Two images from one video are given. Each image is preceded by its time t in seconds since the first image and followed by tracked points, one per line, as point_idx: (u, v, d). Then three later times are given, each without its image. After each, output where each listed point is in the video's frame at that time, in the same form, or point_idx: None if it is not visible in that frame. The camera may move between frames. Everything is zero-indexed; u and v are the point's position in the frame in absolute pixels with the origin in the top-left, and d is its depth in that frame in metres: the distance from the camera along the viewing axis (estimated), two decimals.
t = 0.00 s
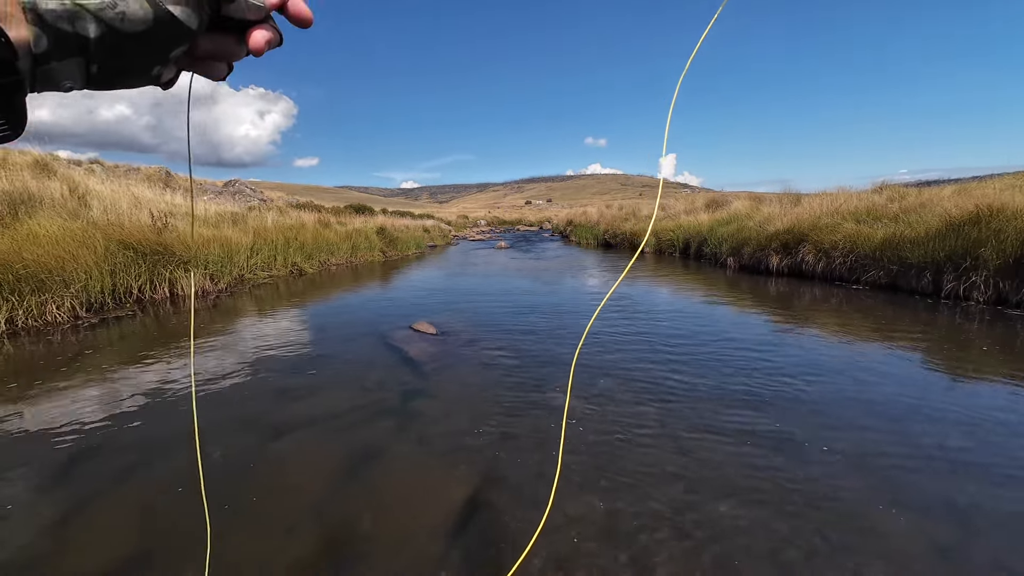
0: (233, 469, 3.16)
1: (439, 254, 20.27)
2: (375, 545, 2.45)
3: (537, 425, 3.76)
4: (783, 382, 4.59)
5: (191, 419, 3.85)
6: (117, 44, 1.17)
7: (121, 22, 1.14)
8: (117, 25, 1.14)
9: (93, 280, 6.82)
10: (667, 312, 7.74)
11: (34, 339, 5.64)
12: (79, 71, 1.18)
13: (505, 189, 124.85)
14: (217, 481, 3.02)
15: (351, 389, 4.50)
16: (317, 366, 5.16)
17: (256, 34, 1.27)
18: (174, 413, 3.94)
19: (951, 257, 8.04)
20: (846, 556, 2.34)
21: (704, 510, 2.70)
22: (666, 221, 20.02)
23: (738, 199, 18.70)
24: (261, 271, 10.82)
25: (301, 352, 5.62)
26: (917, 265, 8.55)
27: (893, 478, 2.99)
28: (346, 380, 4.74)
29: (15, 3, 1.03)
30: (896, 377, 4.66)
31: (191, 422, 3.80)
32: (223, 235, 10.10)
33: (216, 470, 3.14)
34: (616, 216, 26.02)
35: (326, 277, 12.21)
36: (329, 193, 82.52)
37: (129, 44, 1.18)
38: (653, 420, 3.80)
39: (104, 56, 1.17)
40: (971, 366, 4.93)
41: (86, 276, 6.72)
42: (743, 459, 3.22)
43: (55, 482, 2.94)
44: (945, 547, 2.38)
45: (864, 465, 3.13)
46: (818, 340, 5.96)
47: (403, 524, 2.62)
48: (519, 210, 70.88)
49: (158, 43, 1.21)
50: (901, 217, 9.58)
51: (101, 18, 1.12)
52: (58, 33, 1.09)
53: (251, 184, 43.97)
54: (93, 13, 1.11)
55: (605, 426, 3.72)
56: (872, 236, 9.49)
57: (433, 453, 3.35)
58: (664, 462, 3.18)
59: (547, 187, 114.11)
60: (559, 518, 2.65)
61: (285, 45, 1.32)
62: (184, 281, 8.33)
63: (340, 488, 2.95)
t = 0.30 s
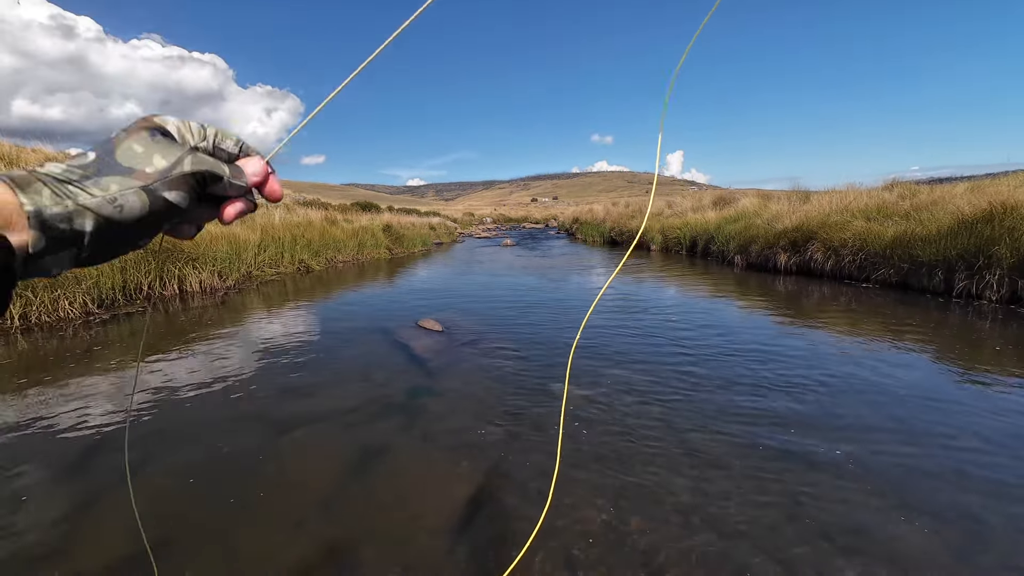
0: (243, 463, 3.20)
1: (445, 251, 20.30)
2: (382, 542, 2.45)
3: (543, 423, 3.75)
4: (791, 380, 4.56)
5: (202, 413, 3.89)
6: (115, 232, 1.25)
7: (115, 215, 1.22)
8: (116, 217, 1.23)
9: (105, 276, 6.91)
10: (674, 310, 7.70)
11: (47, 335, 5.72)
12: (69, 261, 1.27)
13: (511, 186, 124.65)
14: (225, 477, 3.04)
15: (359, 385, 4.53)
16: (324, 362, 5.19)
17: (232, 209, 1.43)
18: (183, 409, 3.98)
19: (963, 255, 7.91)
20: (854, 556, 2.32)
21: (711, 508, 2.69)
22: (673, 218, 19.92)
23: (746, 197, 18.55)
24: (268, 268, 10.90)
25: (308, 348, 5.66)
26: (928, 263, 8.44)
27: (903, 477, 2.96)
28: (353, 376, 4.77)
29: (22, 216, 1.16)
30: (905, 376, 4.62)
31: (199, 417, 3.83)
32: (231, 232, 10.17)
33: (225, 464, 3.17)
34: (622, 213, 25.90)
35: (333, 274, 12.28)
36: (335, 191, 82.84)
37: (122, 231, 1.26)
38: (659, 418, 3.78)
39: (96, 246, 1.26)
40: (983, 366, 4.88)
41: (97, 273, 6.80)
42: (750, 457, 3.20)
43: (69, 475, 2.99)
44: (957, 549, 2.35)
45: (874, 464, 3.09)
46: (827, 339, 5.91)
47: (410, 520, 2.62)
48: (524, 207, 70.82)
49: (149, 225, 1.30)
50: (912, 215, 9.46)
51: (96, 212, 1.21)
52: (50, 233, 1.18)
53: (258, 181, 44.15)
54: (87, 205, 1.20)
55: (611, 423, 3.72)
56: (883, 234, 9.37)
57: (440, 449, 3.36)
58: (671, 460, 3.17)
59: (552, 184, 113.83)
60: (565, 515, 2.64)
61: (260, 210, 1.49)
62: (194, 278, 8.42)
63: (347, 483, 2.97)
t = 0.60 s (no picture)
0: (244, 462, 3.20)
1: (446, 250, 20.31)
2: (384, 542, 2.45)
3: (544, 422, 3.75)
4: (793, 379, 4.54)
5: (203, 412, 3.90)
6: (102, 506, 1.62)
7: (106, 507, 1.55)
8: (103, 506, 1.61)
9: (107, 275, 6.92)
10: (675, 309, 7.67)
11: (49, 333, 5.73)
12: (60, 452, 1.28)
13: (513, 185, 124.56)
14: (227, 476, 3.04)
15: (359, 384, 4.52)
16: (325, 361, 5.18)
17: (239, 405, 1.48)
18: (186, 408, 3.98)
19: (966, 253, 7.87)
20: (857, 556, 2.30)
21: (713, 508, 2.67)
22: (674, 217, 19.86)
23: (749, 195, 18.49)
24: (270, 267, 10.91)
25: (310, 347, 5.66)
26: (932, 261, 8.39)
27: (906, 476, 2.94)
28: (353, 375, 4.76)
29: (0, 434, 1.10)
30: (909, 374, 4.59)
31: (201, 417, 3.83)
32: (233, 231, 10.18)
33: (227, 463, 3.18)
34: (624, 211, 25.85)
35: (335, 273, 12.30)
36: (337, 189, 82.94)
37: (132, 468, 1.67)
38: (661, 417, 3.77)
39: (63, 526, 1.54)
40: (987, 364, 4.85)
41: (100, 272, 6.82)
42: (752, 457, 3.18)
43: (71, 474, 2.99)
44: (961, 548, 2.33)
45: (877, 463, 3.07)
46: (829, 337, 5.88)
47: (411, 519, 2.62)
48: (526, 206, 70.80)
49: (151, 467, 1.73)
50: (915, 212, 9.41)
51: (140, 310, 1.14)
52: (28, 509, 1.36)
53: (260, 181, 44.41)
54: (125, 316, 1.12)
55: (613, 423, 3.70)
56: (886, 232, 9.32)
57: (441, 448, 3.36)
58: (673, 459, 3.16)
59: (554, 183, 113.70)
60: (567, 515, 2.63)
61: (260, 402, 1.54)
62: (196, 277, 8.43)
63: (348, 482, 2.97)
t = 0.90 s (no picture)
0: (244, 461, 3.20)
1: (445, 249, 20.28)
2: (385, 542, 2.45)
3: (544, 420, 3.74)
4: (792, 375, 4.55)
5: (202, 413, 3.89)
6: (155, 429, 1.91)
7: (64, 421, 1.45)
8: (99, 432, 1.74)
9: (103, 277, 6.89)
10: (674, 306, 7.67)
11: (46, 336, 5.70)
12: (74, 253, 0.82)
13: (510, 183, 124.43)
14: (227, 476, 3.03)
15: (359, 384, 4.51)
16: (323, 361, 5.16)
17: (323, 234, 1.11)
18: (185, 408, 3.97)
19: (964, 249, 7.89)
20: (858, 553, 2.31)
21: (713, 506, 2.68)
22: (672, 214, 19.88)
23: (746, 192, 18.50)
24: (267, 268, 10.88)
25: (308, 348, 5.65)
26: (929, 257, 8.41)
27: (905, 472, 2.95)
28: (353, 375, 4.75)
29: None
30: (907, 371, 4.61)
31: (200, 417, 3.82)
32: (230, 231, 10.14)
33: (228, 462, 3.18)
34: (622, 209, 25.85)
35: (333, 273, 12.28)
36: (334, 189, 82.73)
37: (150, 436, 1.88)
38: (661, 415, 3.77)
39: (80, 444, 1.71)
40: (985, 360, 4.87)
41: (96, 274, 6.78)
42: (752, 453, 3.19)
43: (71, 475, 2.98)
44: (960, 546, 2.33)
45: (877, 461, 3.08)
46: (828, 334, 5.89)
47: (412, 519, 2.61)
48: (523, 204, 70.74)
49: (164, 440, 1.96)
50: (913, 209, 9.42)
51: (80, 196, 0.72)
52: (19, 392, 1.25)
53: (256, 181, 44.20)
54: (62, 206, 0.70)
55: (612, 421, 3.70)
56: (883, 229, 9.34)
57: (441, 447, 3.36)
58: (673, 456, 3.16)
59: (552, 182, 113.60)
60: (568, 514, 2.63)
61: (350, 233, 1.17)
62: (193, 277, 8.40)
63: (349, 481, 2.96)
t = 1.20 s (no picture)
0: (235, 469, 3.16)
1: (439, 250, 20.24)
2: (378, 547, 2.43)
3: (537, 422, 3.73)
4: (784, 373, 4.55)
5: (191, 420, 3.84)
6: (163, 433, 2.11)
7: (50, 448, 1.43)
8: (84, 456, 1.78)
9: (91, 282, 6.81)
10: (667, 305, 7.68)
11: (33, 343, 5.63)
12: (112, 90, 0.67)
13: (504, 182, 124.46)
14: (218, 483, 3.00)
15: (351, 388, 4.48)
16: (316, 365, 5.13)
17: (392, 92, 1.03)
18: (175, 415, 3.92)
19: (953, 243, 7.97)
20: (850, 551, 2.30)
21: (705, 506, 2.67)
22: (666, 212, 19.94)
23: (739, 189, 18.58)
24: (260, 271, 10.80)
25: (300, 351, 5.60)
26: (919, 252, 8.49)
27: (896, 469, 2.95)
28: (345, 379, 4.72)
29: None
30: (898, 366, 4.63)
31: (191, 424, 3.78)
32: (221, 234, 10.05)
33: (218, 470, 3.14)
34: (616, 208, 25.90)
35: (326, 275, 12.21)
36: (327, 190, 82.40)
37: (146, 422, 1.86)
38: (654, 415, 3.77)
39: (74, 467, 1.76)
40: (974, 354, 4.91)
41: (84, 279, 6.70)
42: (745, 452, 3.18)
43: (56, 485, 2.93)
44: (951, 541, 2.34)
45: (868, 457, 3.09)
46: (820, 331, 5.92)
47: (404, 524, 2.59)
48: (518, 203, 70.83)
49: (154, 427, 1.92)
50: (902, 204, 9.50)
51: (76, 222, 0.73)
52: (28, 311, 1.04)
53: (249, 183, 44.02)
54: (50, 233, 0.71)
55: (605, 421, 3.69)
56: (874, 224, 9.41)
57: (433, 451, 3.34)
58: (665, 457, 3.15)
59: (546, 180, 113.73)
60: (561, 516, 2.62)
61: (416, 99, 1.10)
62: (183, 282, 8.33)
63: (340, 488, 2.93)
